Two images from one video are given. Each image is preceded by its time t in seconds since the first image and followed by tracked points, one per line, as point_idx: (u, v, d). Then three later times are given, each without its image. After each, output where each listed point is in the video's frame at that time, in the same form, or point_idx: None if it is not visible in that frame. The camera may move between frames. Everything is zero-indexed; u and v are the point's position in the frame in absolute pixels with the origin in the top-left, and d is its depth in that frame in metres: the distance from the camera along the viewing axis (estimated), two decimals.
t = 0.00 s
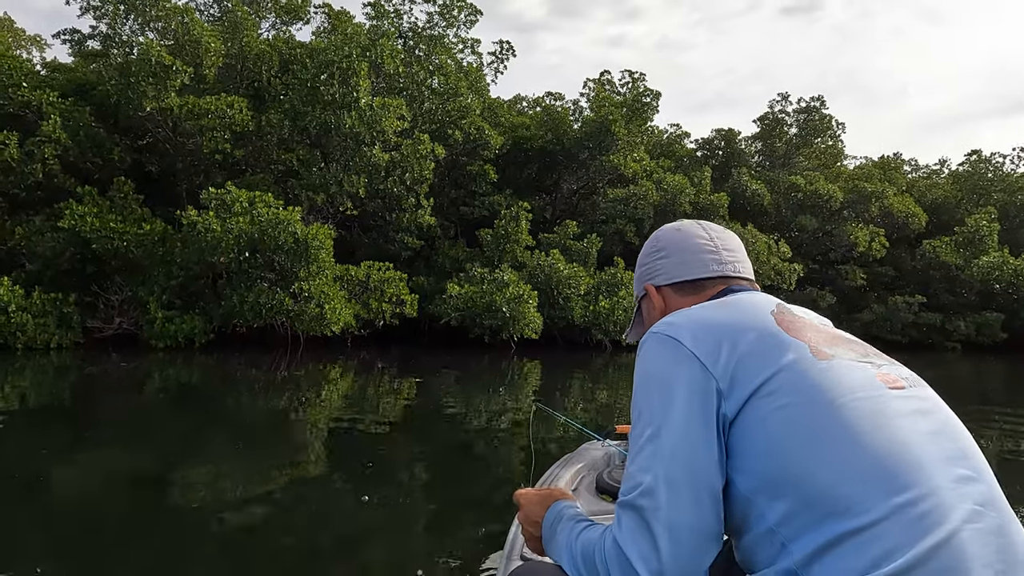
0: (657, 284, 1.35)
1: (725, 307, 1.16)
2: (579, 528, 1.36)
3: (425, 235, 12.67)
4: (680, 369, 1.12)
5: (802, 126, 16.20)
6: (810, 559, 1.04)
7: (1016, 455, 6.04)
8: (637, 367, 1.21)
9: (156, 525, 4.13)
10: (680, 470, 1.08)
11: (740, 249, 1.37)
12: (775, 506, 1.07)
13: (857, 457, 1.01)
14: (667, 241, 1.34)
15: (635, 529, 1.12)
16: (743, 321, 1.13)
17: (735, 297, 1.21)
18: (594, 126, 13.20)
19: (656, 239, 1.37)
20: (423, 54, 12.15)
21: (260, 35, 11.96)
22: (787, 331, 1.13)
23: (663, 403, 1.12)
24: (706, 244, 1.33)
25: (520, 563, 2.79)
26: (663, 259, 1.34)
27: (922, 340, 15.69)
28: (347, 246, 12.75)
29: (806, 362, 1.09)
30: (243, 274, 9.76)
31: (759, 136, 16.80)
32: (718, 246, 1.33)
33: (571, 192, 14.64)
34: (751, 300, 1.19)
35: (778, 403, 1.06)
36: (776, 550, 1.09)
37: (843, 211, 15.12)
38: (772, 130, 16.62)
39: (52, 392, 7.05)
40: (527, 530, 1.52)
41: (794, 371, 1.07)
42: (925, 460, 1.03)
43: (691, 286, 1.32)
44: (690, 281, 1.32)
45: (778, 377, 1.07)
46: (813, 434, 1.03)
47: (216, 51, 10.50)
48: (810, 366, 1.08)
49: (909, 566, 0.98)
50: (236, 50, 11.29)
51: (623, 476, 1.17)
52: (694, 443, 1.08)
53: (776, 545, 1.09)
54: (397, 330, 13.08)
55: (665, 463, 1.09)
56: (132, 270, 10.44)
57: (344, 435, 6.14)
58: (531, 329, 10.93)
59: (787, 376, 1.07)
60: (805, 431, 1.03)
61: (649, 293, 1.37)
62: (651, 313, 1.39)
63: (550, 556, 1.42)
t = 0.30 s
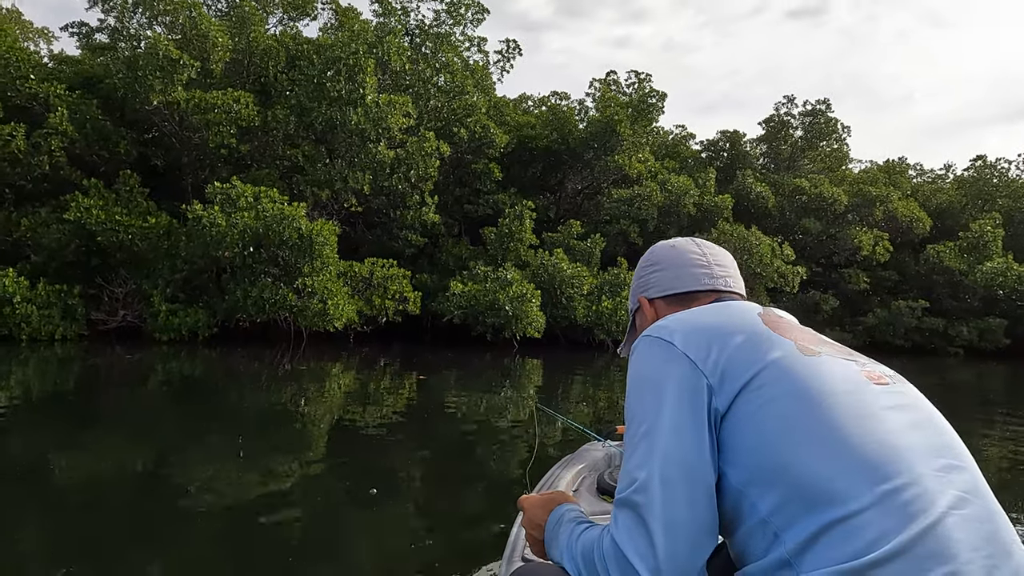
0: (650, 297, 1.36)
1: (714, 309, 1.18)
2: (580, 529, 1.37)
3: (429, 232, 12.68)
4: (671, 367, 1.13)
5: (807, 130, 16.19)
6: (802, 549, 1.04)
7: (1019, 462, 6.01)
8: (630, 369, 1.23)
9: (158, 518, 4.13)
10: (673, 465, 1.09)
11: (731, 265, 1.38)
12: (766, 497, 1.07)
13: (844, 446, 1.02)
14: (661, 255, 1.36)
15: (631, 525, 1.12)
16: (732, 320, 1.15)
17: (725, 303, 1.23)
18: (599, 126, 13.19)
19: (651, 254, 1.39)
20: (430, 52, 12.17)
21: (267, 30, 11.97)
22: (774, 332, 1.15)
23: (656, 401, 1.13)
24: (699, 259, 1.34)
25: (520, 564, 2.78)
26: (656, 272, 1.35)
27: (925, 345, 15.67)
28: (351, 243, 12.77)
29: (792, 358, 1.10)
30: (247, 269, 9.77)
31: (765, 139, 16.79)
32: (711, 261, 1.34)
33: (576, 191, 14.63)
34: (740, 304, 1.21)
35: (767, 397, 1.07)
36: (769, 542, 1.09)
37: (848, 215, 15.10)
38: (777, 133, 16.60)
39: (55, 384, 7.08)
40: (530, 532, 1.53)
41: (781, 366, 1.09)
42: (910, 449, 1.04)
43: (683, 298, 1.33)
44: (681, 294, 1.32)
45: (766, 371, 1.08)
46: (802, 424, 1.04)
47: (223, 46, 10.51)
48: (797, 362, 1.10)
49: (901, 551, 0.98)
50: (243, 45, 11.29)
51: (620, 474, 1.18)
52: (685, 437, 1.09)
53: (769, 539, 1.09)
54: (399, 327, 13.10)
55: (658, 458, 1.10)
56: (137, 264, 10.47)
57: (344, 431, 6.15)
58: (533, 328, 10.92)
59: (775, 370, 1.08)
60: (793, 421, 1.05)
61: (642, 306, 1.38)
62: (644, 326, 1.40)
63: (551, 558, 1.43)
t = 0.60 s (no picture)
0: (649, 289, 1.37)
1: (712, 309, 1.18)
2: (580, 529, 1.38)
3: (433, 231, 12.68)
4: (669, 368, 1.14)
5: (813, 132, 16.18)
6: (801, 553, 1.05)
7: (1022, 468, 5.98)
8: (628, 369, 1.23)
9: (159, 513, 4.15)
10: (671, 467, 1.10)
11: (734, 257, 1.37)
12: (765, 499, 1.08)
13: (843, 449, 1.02)
14: (663, 246, 1.35)
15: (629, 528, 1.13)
16: (730, 320, 1.15)
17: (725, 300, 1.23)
18: (605, 126, 13.18)
19: (653, 242, 1.38)
20: (436, 51, 12.18)
21: (274, 28, 12.00)
22: (773, 332, 1.15)
23: (654, 402, 1.13)
24: (700, 251, 1.34)
25: (520, 564, 2.78)
26: (657, 264, 1.36)
27: (928, 349, 15.63)
28: (356, 240, 12.80)
29: (792, 359, 1.10)
30: (251, 266, 9.80)
31: (770, 141, 16.77)
32: (711, 254, 1.34)
33: (580, 191, 14.62)
34: (740, 304, 1.21)
35: (765, 398, 1.07)
36: (768, 545, 1.09)
37: (853, 218, 15.05)
38: (783, 135, 16.58)
39: (60, 378, 7.11)
40: (532, 529, 1.54)
41: (780, 366, 1.09)
42: (910, 450, 1.05)
43: (683, 293, 1.33)
44: (680, 287, 1.33)
45: (765, 372, 1.08)
46: (801, 425, 1.04)
47: (230, 43, 10.52)
48: (796, 363, 1.10)
49: (902, 554, 0.98)
50: (250, 42, 11.31)
51: (619, 476, 1.18)
52: (683, 439, 1.10)
53: (768, 540, 1.09)
54: (403, 325, 13.11)
55: (656, 461, 1.11)
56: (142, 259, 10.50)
57: (347, 428, 6.16)
58: (537, 328, 10.91)
59: (774, 372, 1.08)
60: (794, 423, 1.04)
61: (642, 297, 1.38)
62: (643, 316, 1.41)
63: (551, 556, 1.45)
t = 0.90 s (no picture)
0: (652, 277, 1.36)
1: (714, 309, 1.18)
2: (577, 528, 1.37)
3: (436, 233, 12.69)
4: (669, 368, 1.13)
5: (816, 133, 16.17)
6: (800, 557, 1.04)
7: None
8: (627, 368, 1.22)
9: (161, 514, 4.16)
10: (671, 468, 1.09)
11: (740, 252, 1.37)
12: (764, 502, 1.07)
13: (844, 453, 1.02)
14: (671, 235, 1.34)
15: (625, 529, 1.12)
16: (733, 322, 1.15)
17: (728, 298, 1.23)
18: (608, 127, 13.17)
19: (661, 230, 1.37)
20: (439, 53, 12.19)
21: (277, 30, 12.02)
22: (773, 332, 1.16)
23: (654, 402, 1.13)
24: (708, 245, 1.33)
25: (516, 563, 2.78)
26: (663, 254, 1.35)
27: (932, 350, 15.59)
28: (359, 242, 12.82)
29: (793, 360, 1.10)
30: (255, 268, 9.82)
31: (773, 142, 16.75)
32: (718, 248, 1.34)
33: (583, 193, 14.61)
34: (741, 303, 1.21)
35: (766, 400, 1.07)
36: (767, 549, 1.09)
37: (856, 219, 15.02)
38: (786, 136, 16.57)
39: (64, 380, 7.14)
40: (529, 527, 1.54)
41: (782, 368, 1.09)
42: (910, 455, 1.05)
43: (687, 285, 1.33)
44: (684, 279, 1.33)
45: (766, 374, 1.08)
46: (802, 428, 1.04)
47: (233, 46, 10.54)
48: (797, 365, 1.10)
49: (903, 559, 0.98)
50: (253, 45, 11.33)
51: (617, 477, 1.18)
52: (684, 442, 1.09)
53: (766, 543, 1.09)
54: (406, 327, 13.13)
55: (656, 462, 1.10)
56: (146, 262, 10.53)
57: (349, 429, 6.18)
58: (539, 330, 10.90)
59: (775, 373, 1.08)
60: (794, 425, 1.04)
61: (644, 284, 1.38)
62: (642, 303, 1.41)
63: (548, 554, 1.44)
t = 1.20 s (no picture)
0: (655, 277, 1.36)
1: (714, 310, 1.19)
2: (578, 530, 1.37)
3: (440, 234, 12.71)
4: (670, 368, 1.14)
5: (820, 132, 16.15)
6: (799, 558, 1.04)
7: None
8: (628, 369, 1.23)
9: (165, 514, 4.17)
10: (671, 468, 1.10)
11: (745, 255, 1.37)
12: (763, 503, 1.08)
13: (844, 454, 1.02)
14: (676, 235, 1.35)
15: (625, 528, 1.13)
16: (734, 323, 1.15)
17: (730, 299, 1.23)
18: (611, 127, 13.15)
19: (666, 230, 1.37)
20: (443, 54, 12.21)
21: (281, 32, 12.05)
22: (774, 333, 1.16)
23: (653, 403, 1.14)
24: (712, 247, 1.34)
25: (517, 564, 2.78)
26: (667, 254, 1.35)
27: (938, 349, 15.54)
28: (363, 243, 12.85)
29: (793, 362, 1.10)
30: (259, 269, 9.85)
31: (777, 141, 16.74)
32: (722, 250, 1.34)
33: (587, 193, 14.60)
34: (743, 304, 1.22)
35: (767, 401, 1.07)
36: (767, 549, 1.09)
37: (860, 218, 14.98)
38: (790, 136, 16.55)
39: (69, 381, 7.18)
40: (529, 528, 1.54)
41: (782, 368, 1.09)
42: (910, 456, 1.05)
43: (690, 286, 1.34)
44: (688, 280, 1.33)
45: (767, 374, 1.09)
46: (801, 428, 1.04)
47: (237, 48, 10.55)
48: (797, 366, 1.10)
49: (902, 560, 0.98)
50: (258, 46, 11.36)
51: (618, 477, 1.18)
52: (684, 442, 1.10)
53: (765, 544, 1.09)
54: (410, 327, 13.15)
55: (656, 463, 1.11)
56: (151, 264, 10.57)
57: (353, 430, 6.19)
58: (543, 330, 10.91)
59: (775, 374, 1.08)
60: (793, 426, 1.05)
61: (647, 284, 1.38)
62: (644, 303, 1.41)
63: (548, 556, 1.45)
